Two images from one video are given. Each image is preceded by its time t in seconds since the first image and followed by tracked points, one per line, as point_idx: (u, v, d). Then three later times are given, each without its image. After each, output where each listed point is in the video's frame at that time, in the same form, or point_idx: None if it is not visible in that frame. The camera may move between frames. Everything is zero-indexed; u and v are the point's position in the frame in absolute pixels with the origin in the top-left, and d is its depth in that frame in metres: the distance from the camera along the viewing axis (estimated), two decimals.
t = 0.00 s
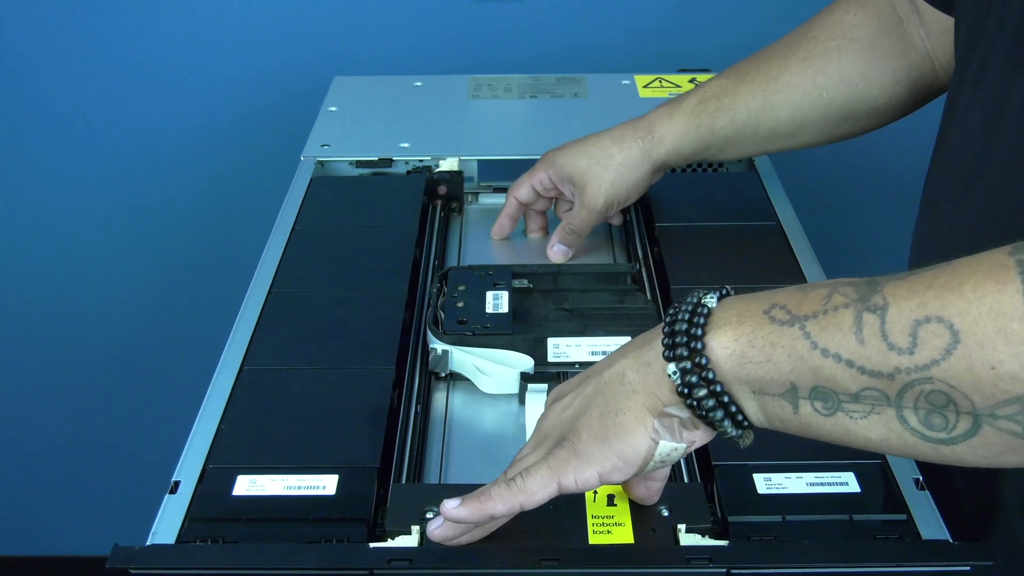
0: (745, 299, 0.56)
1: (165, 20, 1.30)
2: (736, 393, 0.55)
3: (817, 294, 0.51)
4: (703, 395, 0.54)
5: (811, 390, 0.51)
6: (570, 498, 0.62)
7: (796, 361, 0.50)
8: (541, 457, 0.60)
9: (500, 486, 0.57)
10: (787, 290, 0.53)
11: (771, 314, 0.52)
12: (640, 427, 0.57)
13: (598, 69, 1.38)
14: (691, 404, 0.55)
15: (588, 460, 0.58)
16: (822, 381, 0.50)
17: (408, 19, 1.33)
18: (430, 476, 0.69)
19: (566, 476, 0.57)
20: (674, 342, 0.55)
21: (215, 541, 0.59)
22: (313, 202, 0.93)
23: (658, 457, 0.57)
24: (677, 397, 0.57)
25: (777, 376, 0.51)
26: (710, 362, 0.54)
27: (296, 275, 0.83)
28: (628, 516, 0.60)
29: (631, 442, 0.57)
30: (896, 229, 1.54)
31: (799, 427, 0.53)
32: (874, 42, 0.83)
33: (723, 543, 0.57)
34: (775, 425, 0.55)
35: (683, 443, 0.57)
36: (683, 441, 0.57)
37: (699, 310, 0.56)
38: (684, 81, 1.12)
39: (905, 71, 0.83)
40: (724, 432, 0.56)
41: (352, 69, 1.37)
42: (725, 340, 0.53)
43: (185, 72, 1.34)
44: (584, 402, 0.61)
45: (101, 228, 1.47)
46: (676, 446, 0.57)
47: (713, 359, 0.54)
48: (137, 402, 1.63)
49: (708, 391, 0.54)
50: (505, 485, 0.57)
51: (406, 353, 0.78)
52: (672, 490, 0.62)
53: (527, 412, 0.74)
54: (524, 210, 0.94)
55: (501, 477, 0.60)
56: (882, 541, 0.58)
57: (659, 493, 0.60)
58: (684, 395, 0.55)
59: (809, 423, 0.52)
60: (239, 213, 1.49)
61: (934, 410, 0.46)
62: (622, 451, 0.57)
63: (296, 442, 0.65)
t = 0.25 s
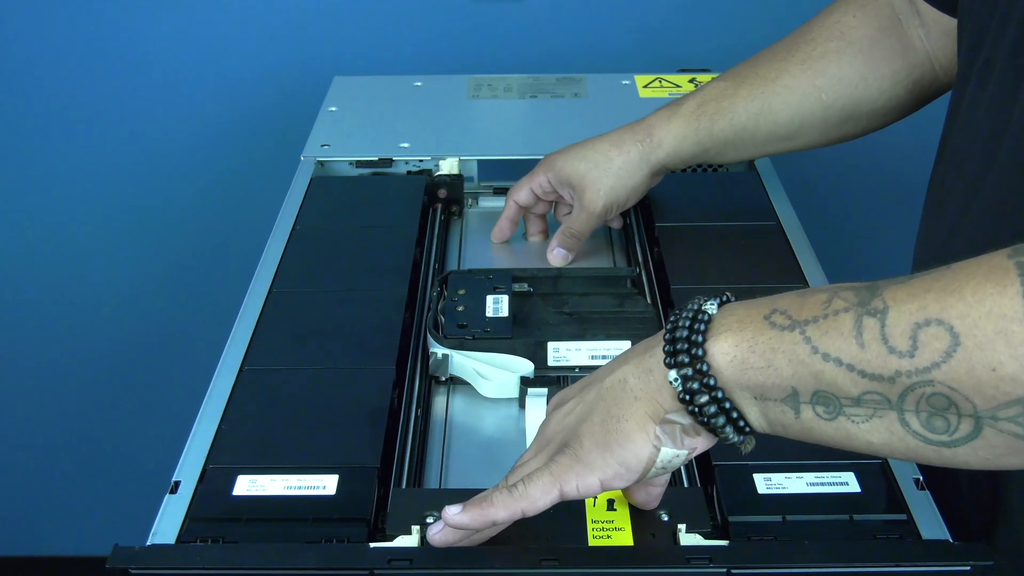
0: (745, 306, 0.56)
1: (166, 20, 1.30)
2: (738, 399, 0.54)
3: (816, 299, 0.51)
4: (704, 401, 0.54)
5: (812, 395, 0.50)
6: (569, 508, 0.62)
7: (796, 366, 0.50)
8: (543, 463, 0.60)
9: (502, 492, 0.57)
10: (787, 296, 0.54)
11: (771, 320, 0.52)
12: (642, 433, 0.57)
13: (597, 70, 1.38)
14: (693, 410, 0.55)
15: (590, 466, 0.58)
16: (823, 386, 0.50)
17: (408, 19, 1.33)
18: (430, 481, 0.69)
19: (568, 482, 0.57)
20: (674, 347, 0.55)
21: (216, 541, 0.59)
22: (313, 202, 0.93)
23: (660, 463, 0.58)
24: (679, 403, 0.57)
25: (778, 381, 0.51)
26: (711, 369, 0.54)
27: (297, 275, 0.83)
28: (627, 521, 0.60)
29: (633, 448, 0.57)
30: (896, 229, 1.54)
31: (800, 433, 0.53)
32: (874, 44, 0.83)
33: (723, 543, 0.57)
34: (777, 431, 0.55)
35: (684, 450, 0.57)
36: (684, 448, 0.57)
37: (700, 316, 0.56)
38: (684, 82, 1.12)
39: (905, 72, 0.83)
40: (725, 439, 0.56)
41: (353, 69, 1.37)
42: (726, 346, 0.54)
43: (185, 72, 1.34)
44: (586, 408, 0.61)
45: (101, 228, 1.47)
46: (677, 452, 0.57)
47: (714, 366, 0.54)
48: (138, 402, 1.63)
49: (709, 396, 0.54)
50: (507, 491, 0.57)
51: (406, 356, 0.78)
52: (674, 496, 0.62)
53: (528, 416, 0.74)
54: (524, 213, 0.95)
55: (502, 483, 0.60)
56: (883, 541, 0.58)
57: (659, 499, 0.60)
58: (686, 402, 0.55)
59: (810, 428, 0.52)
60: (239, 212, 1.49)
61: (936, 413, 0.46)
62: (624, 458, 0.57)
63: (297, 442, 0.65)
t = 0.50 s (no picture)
0: (743, 308, 0.56)
1: (166, 20, 1.30)
2: (736, 401, 0.54)
3: (814, 301, 0.52)
4: (704, 403, 0.55)
5: (810, 396, 0.50)
6: (569, 513, 0.62)
7: (795, 367, 0.50)
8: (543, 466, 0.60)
9: (502, 495, 0.57)
10: (785, 298, 0.54)
11: (770, 321, 0.52)
12: (641, 436, 0.57)
13: (597, 69, 1.38)
14: (693, 413, 0.55)
15: (590, 469, 0.58)
16: (822, 387, 0.50)
17: (408, 19, 1.32)
18: (429, 486, 0.69)
19: (568, 485, 0.57)
20: (673, 351, 0.55)
21: (215, 541, 0.59)
22: (313, 202, 0.93)
23: (660, 466, 0.57)
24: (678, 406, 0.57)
25: (777, 383, 0.51)
26: (710, 371, 0.54)
27: (297, 275, 0.83)
28: (627, 526, 0.60)
29: (632, 451, 0.57)
30: (897, 230, 1.54)
31: (800, 434, 0.53)
32: (873, 45, 0.83)
33: (723, 543, 0.57)
34: (776, 433, 0.55)
35: (684, 453, 0.57)
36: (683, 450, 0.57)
37: (699, 319, 0.57)
38: (684, 82, 1.12)
39: (904, 73, 0.83)
40: (725, 441, 0.56)
41: (353, 69, 1.37)
42: (725, 348, 0.54)
43: (185, 72, 1.34)
44: (586, 413, 0.61)
45: (102, 228, 1.47)
46: (677, 455, 0.57)
47: (713, 368, 0.54)
48: (138, 402, 1.63)
49: (707, 398, 0.54)
50: (507, 495, 0.57)
51: (406, 358, 0.78)
52: (676, 501, 0.62)
53: (528, 419, 0.74)
54: (524, 216, 0.95)
55: (502, 487, 0.60)
56: (883, 541, 0.58)
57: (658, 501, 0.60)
58: (685, 404, 0.55)
59: (809, 430, 0.52)
60: (239, 212, 1.49)
61: (934, 413, 0.46)
62: (624, 461, 0.57)
63: (296, 442, 0.65)
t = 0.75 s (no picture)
0: (738, 308, 0.56)
1: (166, 20, 1.30)
2: (732, 399, 0.55)
3: (809, 300, 0.52)
4: (700, 401, 0.55)
5: (805, 393, 0.51)
6: (569, 515, 0.62)
7: (789, 364, 0.51)
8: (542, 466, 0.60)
9: (500, 495, 0.57)
10: (780, 297, 0.54)
11: (765, 320, 0.53)
12: (638, 435, 0.57)
13: (597, 69, 1.38)
14: (689, 411, 0.56)
15: (587, 468, 0.58)
16: (816, 383, 0.50)
17: (408, 19, 1.32)
18: (429, 490, 0.69)
19: (566, 484, 0.57)
20: (670, 349, 0.56)
21: (215, 541, 0.59)
22: (313, 202, 0.93)
23: (658, 465, 0.57)
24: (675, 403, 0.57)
25: (772, 380, 0.52)
26: (706, 369, 0.54)
27: (297, 275, 0.83)
28: (627, 530, 0.60)
29: (630, 450, 0.57)
30: (897, 230, 1.54)
31: (796, 432, 0.53)
32: (871, 46, 0.83)
33: (722, 543, 0.57)
34: (773, 431, 0.55)
35: (681, 451, 0.57)
36: (681, 448, 0.57)
37: (695, 318, 0.57)
38: (684, 82, 1.12)
39: (903, 74, 0.83)
40: (722, 440, 0.56)
41: (352, 69, 1.37)
42: (720, 346, 0.54)
43: (185, 72, 1.34)
44: (584, 412, 0.61)
45: (101, 228, 1.47)
46: (675, 453, 0.57)
47: (709, 366, 0.54)
48: (138, 402, 1.63)
49: (703, 396, 0.54)
50: (505, 494, 0.57)
51: (407, 360, 0.78)
52: (674, 507, 0.62)
53: (527, 423, 0.74)
54: (524, 218, 0.95)
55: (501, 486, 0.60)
56: (883, 541, 0.58)
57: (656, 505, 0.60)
58: (681, 402, 0.55)
59: (805, 427, 0.52)
60: (239, 212, 1.49)
61: (928, 408, 0.46)
62: (621, 459, 0.57)
63: (296, 442, 0.65)
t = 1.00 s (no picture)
0: (736, 310, 0.56)
1: (166, 20, 1.30)
2: (731, 399, 0.55)
3: (806, 299, 0.52)
4: (699, 402, 0.55)
5: (804, 392, 0.51)
6: (569, 519, 0.61)
7: (788, 363, 0.51)
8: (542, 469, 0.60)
9: (500, 498, 0.57)
10: (777, 298, 0.54)
11: (762, 320, 0.53)
12: (638, 438, 0.57)
13: (597, 69, 1.38)
14: (688, 412, 0.56)
15: (588, 471, 0.58)
16: (815, 382, 0.50)
17: (408, 19, 1.32)
18: (429, 493, 0.70)
19: (566, 488, 0.58)
20: (668, 350, 0.56)
21: (215, 541, 0.59)
22: (313, 202, 0.93)
23: (657, 467, 0.58)
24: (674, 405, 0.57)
25: (771, 379, 0.52)
26: (705, 370, 0.54)
27: (297, 275, 0.83)
28: (627, 533, 0.60)
29: (631, 452, 0.57)
30: (897, 229, 1.54)
31: (795, 432, 0.53)
32: (870, 46, 0.82)
33: (723, 543, 0.57)
34: (771, 432, 0.55)
35: (681, 453, 0.57)
36: (681, 451, 0.57)
37: (694, 320, 0.57)
38: (684, 82, 1.12)
39: (901, 75, 0.83)
40: (722, 441, 0.56)
41: (352, 69, 1.37)
42: (718, 347, 0.54)
43: (185, 72, 1.34)
44: (584, 416, 0.62)
45: (101, 228, 1.47)
46: (674, 455, 0.57)
47: (707, 367, 0.54)
48: (139, 401, 1.63)
49: (702, 397, 0.55)
50: (506, 498, 0.57)
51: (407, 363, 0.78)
52: (673, 509, 0.62)
53: (527, 427, 0.74)
54: (523, 222, 0.96)
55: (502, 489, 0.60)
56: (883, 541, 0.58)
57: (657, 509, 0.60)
58: (681, 403, 0.56)
59: (805, 427, 0.52)
60: (239, 212, 1.49)
61: (927, 404, 0.47)
62: (621, 462, 0.57)
63: (296, 442, 0.65)
